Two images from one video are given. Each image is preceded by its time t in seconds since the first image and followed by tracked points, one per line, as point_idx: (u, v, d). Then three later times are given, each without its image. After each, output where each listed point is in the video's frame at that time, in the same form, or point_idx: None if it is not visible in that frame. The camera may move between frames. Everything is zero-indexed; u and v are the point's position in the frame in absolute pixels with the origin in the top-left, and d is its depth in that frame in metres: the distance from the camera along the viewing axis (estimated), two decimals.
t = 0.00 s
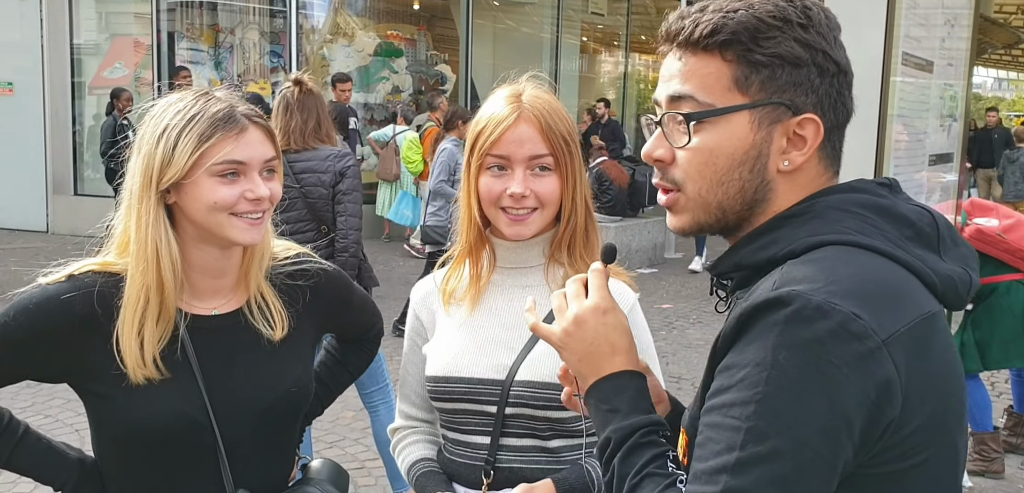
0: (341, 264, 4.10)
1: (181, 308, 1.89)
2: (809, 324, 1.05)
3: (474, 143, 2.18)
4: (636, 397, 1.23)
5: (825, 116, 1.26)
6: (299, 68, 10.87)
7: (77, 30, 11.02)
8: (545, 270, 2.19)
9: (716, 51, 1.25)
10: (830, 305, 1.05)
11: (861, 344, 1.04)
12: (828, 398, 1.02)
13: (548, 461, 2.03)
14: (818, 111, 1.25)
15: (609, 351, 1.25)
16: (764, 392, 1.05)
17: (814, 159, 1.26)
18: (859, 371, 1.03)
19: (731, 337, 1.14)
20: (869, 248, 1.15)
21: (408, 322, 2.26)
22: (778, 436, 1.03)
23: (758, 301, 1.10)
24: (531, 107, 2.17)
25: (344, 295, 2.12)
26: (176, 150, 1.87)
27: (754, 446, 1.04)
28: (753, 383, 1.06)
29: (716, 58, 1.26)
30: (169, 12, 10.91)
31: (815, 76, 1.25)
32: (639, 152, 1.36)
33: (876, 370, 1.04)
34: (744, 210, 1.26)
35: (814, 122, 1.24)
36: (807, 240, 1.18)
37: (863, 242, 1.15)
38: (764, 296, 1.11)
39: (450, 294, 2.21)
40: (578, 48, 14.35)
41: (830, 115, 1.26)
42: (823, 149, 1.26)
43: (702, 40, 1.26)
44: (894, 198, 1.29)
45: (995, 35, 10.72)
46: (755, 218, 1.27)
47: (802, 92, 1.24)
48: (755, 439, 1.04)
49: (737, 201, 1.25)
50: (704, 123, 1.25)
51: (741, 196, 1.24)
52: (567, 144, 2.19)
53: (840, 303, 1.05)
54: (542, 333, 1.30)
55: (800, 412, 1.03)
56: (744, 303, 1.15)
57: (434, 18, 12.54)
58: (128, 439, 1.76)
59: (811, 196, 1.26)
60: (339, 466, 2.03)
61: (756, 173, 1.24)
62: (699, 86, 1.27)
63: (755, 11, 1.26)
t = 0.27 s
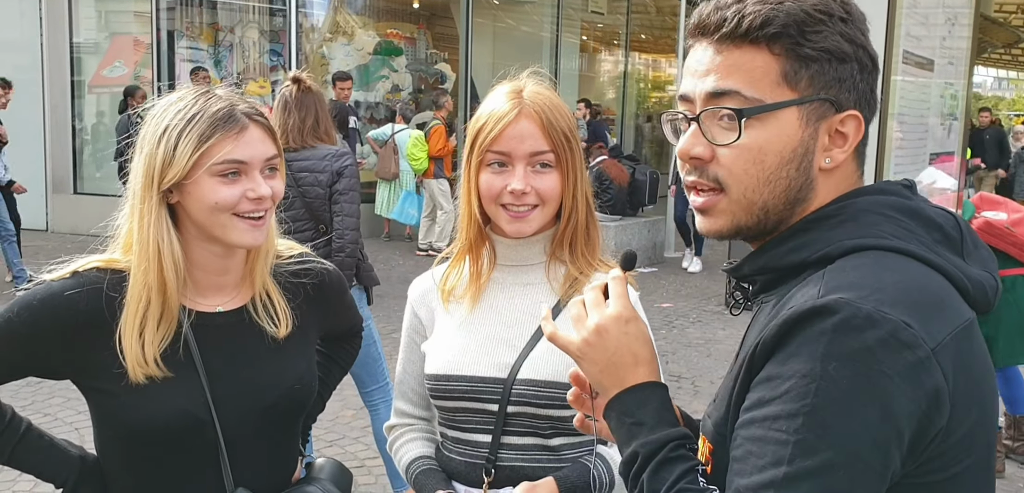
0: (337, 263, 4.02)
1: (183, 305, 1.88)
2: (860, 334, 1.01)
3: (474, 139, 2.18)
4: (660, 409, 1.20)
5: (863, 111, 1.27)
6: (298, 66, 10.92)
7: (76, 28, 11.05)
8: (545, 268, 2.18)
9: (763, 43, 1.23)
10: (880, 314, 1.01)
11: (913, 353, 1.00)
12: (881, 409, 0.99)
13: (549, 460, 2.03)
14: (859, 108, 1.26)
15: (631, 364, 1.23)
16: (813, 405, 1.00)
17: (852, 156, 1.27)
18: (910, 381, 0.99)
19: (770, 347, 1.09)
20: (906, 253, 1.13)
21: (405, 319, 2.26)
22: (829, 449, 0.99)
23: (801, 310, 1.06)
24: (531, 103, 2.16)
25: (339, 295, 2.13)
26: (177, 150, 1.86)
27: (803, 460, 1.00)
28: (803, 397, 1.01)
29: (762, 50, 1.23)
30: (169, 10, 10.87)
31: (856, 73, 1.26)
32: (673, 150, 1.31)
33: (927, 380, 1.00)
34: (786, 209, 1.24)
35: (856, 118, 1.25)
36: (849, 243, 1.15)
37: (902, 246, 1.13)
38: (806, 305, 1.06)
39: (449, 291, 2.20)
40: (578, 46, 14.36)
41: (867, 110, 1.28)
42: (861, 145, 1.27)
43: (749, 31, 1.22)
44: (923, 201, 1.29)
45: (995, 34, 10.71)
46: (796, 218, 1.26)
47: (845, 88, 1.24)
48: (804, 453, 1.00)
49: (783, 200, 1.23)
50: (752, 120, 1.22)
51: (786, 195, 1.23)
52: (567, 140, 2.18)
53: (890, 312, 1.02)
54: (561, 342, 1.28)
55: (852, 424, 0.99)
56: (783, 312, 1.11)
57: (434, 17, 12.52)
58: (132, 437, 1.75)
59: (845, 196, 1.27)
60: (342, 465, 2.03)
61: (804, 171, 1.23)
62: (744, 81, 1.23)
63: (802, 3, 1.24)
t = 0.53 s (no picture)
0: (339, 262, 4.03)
1: (187, 303, 1.89)
2: (872, 346, 1.01)
3: (477, 136, 2.18)
4: (662, 425, 1.21)
5: (851, 110, 1.23)
6: (298, 65, 10.97)
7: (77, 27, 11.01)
8: (547, 266, 2.19)
9: (735, 46, 1.24)
10: (892, 325, 1.01)
11: (927, 365, 1.00)
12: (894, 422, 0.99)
13: (551, 458, 2.04)
14: (845, 106, 1.22)
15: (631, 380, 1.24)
16: (825, 418, 1.01)
17: (839, 156, 1.24)
18: (923, 393, 1.00)
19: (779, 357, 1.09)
20: (918, 260, 1.13)
21: (404, 316, 2.26)
22: (843, 463, 0.99)
23: (811, 321, 1.06)
24: (537, 100, 2.17)
25: (342, 294, 2.15)
26: (181, 149, 1.87)
27: (814, 473, 1.00)
28: (816, 410, 1.01)
29: (734, 54, 1.24)
30: (169, 9, 10.92)
31: (840, 69, 1.22)
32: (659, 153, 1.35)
33: (939, 392, 1.01)
34: (768, 212, 1.24)
35: (841, 117, 1.22)
36: (856, 249, 1.15)
37: (912, 253, 1.13)
38: (818, 315, 1.06)
39: (449, 289, 2.21)
40: (578, 46, 14.37)
41: (857, 109, 1.23)
42: (850, 146, 1.24)
43: (720, 36, 1.25)
44: (928, 205, 1.30)
45: (997, 34, 10.72)
46: (780, 220, 1.25)
47: (825, 86, 1.22)
48: (816, 466, 1.00)
49: (760, 202, 1.23)
50: (722, 123, 1.24)
51: (763, 197, 1.23)
52: (570, 138, 2.19)
53: (902, 324, 1.02)
54: (565, 364, 1.29)
55: (864, 437, 0.99)
56: (794, 320, 1.11)
57: (434, 16, 12.52)
58: (131, 434, 1.76)
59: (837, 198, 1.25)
60: (344, 464, 2.04)
61: (779, 173, 1.22)
62: (715, 84, 1.26)
63: (776, 2, 1.24)
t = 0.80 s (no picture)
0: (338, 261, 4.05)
1: (188, 301, 1.89)
2: (845, 351, 1.01)
3: (477, 136, 2.19)
4: (653, 430, 1.23)
5: (824, 109, 1.24)
6: (298, 65, 11.05)
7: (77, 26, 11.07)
8: (548, 266, 2.19)
9: (706, 48, 1.30)
10: (865, 331, 1.02)
11: (898, 369, 1.00)
12: (868, 427, 0.99)
13: (552, 458, 2.05)
14: (814, 105, 1.23)
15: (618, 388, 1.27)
16: (799, 424, 1.01)
17: (813, 155, 1.25)
18: (898, 398, 1.00)
19: (757, 360, 1.11)
20: (896, 261, 1.13)
21: (406, 315, 2.27)
22: (819, 468, 1.00)
23: (785, 326, 1.07)
24: (535, 99, 2.18)
25: (344, 292, 2.16)
26: (181, 148, 1.87)
27: (791, 478, 1.01)
28: (793, 416, 1.02)
29: (706, 56, 1.30)
30: (170, 8, 10.88)
31: (809, 67, 1.23)
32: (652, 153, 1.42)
33: (915, 396, 1.01)
34: (743, 210, 1.28)
35: (810, 116, 1.23)
36: (835, 251, 1.16)
37: (890, 255, 1.13)
38: (792, 320, 1.07)
39: (449, 289, 2.21)
40: (578, 46, 14.38)
41: (830, 108, 1.24)
42: (824, 144, 1.25)
43: (692, 39, 1.31)
44: (913, 202, 1.29)
45: (997, 34, 10.75)
46: (756, 218, 1.28)
47: (793, 85, 1.24)
48: (793, 471, 1.01)
49: (731, 200, 1.27)
50: (694, 123, 1.30)
51: (734, 195, 1.27)
52: (568, 136, 2.20)
53: (875, 328, 1.02)
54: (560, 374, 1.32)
55: (838, 443, 0.99)
56: (771, 325, 1.12)
57: (434, 16, 12.55)
58: (129, 435, 1.77)
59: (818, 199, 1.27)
60: (344, 462, 2.05)
61: (748, 171, 1.26)
62: (692, 86, 1.31)
63: (745, 4, 1.27)
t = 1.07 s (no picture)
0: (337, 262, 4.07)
1: (188, 301, 1.90)
2: (794, 351, 1.04)
3: (477, 137, 2.20)
4: (636, 437, 1.29)
5: (791, 115, 1.24)
6: (298, 65, 11.10)
7: (76, 26, 10.85)
8: (550, 266, 2.19)
9: (687, 50, 1.33)
10: (814, 330, 1.04)
11: (847, 368, 1.03)
12: (818, 424, 1.02)
13: (551, 458, 2.05)
14: (781, 110, 1.24)
15: (601, 401, 1.33)
16: (753, 422, 1.05)
17: (782, 159, 1.25)
18: (848, 396, 1.03)
19: (721, 357, 1.14)
20: (858, 263, 1.14)
21: (411, 316, 2.28)
22: (772, 465, 1.03)
23: (742, 327, 1.10)
24: (533, 100, 2.18)
25: (347, 294, 2.15)
26: (184, 148, 1.87)
27: (747, 475, 1.05)
28: (747, 413, 1.06)
29: (686, 57, 1.33)
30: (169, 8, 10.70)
31: (777, 72, 1.23)
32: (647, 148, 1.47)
33: (866, 393, 1.03)
34: (716, 209, 1.30)
35: (775, 121, 1.24)
36: (798, 251, 1.17)
37: (853, 256, 1.14)
38: (749, 320, 1.11)
39: (453, 290, 2.22)
40: (578, 46, 14.41)
41: (798, 113, 1.24)
42: (792, 149, 1.25)
43: (675, 40, 1.34)
44: (894, 203, 1.27)
45: (997, 35, 10.75)
46: (730, 217, 1.30)
47: (761, 89, 1.25)
48: (749, 468, 1.05)
49: (703, 199, 1.30)
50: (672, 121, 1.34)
51: (705, 194, 1.29)
52: (568, 135, 2.19)
53: (825, 328, 1.05)
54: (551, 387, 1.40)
55: (790, 441, 1.03)
56: (732, 325, 1.15)
57: (434, 16, 12.54)
58: (131, 439, 1.77)
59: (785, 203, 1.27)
60: (345, 463, 2.05)
61: (717, 172, 1.28)
62: (676, 85, 1.34)
63: (723, 8, 1.29)
